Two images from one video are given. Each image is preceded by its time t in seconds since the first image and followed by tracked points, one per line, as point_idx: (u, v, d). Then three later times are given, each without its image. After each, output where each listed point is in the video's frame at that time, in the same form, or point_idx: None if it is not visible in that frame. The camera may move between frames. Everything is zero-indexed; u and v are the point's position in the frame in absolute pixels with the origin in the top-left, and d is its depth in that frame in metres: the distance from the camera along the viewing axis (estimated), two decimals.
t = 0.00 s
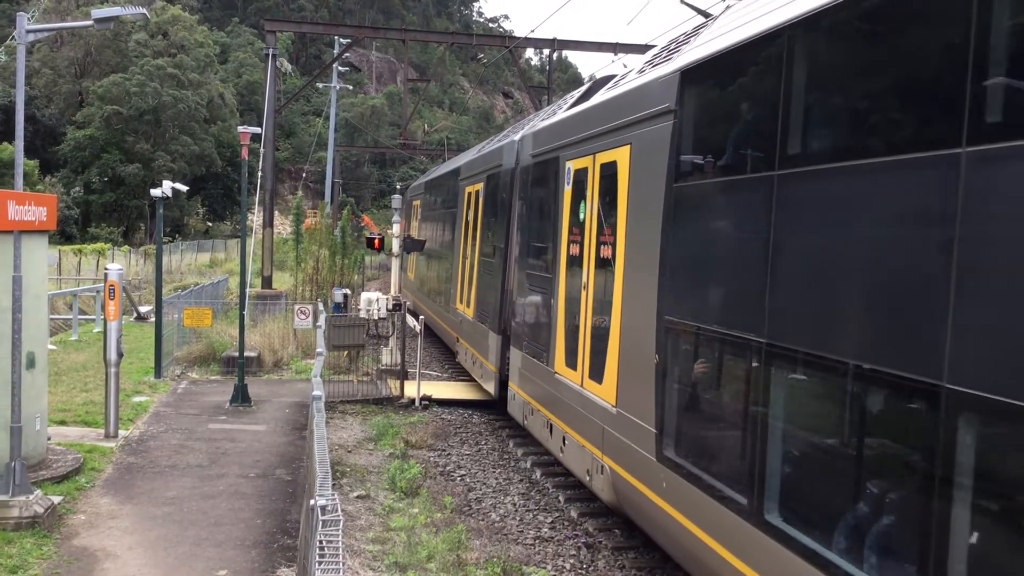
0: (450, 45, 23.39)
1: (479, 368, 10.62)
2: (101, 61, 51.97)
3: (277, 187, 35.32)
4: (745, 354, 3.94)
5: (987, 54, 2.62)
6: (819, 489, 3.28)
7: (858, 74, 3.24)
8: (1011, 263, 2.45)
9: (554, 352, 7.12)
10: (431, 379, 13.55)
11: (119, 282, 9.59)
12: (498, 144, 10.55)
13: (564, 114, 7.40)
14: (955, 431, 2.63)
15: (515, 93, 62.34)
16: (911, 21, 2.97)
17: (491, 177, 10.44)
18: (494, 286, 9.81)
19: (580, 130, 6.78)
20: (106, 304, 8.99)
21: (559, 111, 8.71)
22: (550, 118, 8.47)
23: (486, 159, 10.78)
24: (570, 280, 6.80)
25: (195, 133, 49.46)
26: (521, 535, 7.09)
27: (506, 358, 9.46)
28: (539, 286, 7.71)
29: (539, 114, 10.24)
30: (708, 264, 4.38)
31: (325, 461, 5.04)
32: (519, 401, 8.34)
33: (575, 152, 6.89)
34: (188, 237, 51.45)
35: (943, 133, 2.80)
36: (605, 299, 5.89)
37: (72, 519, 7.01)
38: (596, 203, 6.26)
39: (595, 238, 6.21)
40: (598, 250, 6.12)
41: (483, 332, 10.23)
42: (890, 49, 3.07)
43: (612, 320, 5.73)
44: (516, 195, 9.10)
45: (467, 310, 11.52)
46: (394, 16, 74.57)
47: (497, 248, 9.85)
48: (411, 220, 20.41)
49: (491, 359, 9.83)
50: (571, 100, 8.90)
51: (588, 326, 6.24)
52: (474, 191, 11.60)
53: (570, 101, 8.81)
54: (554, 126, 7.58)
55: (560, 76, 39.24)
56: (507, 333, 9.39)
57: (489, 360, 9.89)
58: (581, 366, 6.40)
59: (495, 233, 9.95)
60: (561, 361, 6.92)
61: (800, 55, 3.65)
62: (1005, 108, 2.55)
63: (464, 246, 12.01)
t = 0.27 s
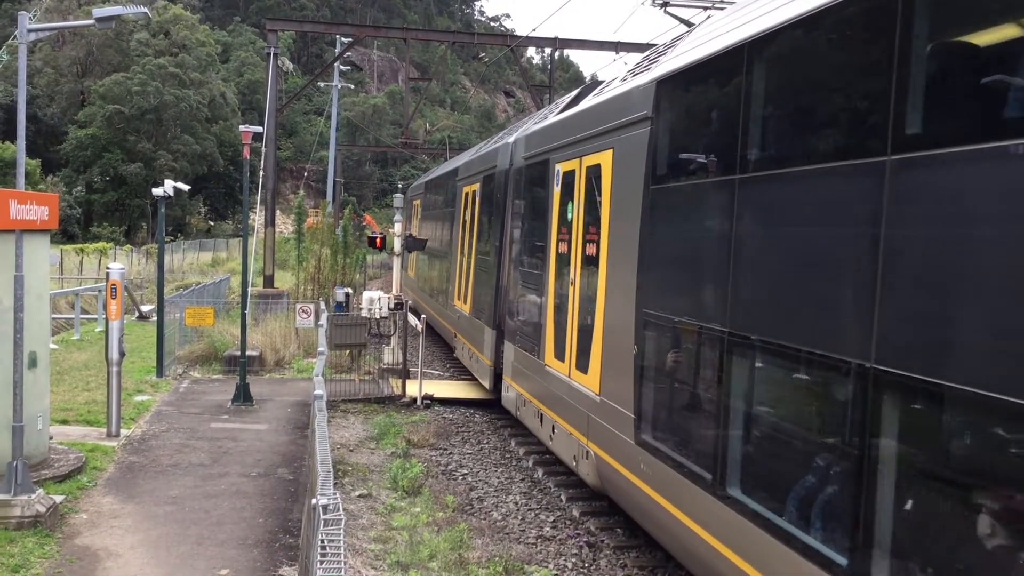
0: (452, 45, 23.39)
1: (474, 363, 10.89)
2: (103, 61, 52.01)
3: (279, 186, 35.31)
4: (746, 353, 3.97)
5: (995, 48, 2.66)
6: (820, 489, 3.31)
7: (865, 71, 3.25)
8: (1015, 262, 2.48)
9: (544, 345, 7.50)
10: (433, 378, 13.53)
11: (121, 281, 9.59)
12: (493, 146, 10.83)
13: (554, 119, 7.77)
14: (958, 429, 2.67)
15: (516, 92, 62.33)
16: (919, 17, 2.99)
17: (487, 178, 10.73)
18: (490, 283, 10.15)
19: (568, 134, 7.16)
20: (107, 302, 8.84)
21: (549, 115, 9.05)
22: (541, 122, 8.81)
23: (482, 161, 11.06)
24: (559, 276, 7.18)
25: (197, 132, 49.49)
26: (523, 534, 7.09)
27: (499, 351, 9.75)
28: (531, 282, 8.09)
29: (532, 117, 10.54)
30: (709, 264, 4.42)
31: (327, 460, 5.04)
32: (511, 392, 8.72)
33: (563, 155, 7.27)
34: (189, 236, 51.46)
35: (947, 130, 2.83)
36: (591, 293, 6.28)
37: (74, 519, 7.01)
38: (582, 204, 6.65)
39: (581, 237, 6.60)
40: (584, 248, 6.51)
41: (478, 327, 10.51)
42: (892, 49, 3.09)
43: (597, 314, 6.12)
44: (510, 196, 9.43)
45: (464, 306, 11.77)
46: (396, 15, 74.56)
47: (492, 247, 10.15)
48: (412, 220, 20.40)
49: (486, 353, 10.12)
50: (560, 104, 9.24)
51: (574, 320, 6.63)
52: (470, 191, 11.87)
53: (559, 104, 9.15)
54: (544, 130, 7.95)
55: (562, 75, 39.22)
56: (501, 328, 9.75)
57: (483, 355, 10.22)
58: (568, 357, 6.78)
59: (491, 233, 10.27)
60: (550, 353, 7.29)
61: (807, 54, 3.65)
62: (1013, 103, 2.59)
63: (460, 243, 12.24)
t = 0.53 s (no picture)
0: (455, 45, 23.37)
1: (473, 359, 11.05)
2: (106, 61, 52.08)
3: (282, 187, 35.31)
4: (750, 353, 3.99)
5: (999, 48, 2.68)
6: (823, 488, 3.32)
7: (871, 72, 3.27)
8: (1015, 263, 2.50)
9: (536, 339, 7.89)
10: (436, 378, 13.52)
11: (124, 281, 9.60)
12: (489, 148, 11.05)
13: (545, 124, 8.11)
14: (960, 429, 2.69)
15: (519, 92, 62.29)
16: (925, 18, 3.00)
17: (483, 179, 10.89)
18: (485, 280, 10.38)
19: (559, 139, 7.52)
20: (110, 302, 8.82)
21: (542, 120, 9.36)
22: (534, 127, 9.11)
23: (478, 162, 11.26)
24: (550, 274, 7.56)
25: (200, 132, 49.54)
26: (526, 534, 7.09)
27: (496, 346, 9.93)
28: (524, 280, 8.46)
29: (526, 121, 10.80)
30: (713, 264, 4.44)
31: (330, 460, 5.04)
32: (506, 385, 9.09)
33: (554, 158, 7.63)
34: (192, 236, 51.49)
35: (950, 131, 2.84)
36: (579, 289, 6.67)
37: (77, 519, 7.02)
38: (571, 205, 7.03)
39: (570, 236, 6.99)
40: (573, 247, 6.89)
41: (476, 323, 10.71)
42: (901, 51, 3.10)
43: (585, 308, 6.52)
44: (504, 198, 9.69)
45: (462, 304, 11.89)
46: (398, 15, 74.57)
47: (487, 247, 10.35)
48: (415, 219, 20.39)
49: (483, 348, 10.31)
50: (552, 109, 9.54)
51: (563, 315, 7.02)
52: (467, 192, 12.02)
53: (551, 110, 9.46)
54: (536, 135, 8.29)
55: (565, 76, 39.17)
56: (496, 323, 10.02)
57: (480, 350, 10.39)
58: (557, 350, 7.19)
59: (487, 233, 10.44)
60: (542, 347, 7.69)
61: (812, 54, 3.67)
62: (1014, 102, 2.61)
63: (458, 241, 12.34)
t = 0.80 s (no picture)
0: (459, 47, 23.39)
1: (472, 356, 11.10)
2: (111, 63, 52.22)
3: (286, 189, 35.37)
4: (754, 355, 3.98)
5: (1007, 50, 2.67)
6: (831, 491, 3.32)
7: (878, 72, 3.27)
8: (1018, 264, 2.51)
9: (528, 335, 8.24)
10: (440, 380, 13.52)
11: (128, 283, 9.60)
12: (486, 153, 11.14)
13: (538, 131, 8.38)
14: (966, 431, 2.69)
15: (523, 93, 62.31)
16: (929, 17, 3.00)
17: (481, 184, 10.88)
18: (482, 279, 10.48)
19: (550, 144, 7.83)
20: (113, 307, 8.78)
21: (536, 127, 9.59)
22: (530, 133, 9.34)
23: (476, 166, 11.36)
24: (541, 273, 7.89)
25: (205, 134, 49.64)
26: (530, 536, 7.07)
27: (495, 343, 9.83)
28: (518, 280, 8.76)
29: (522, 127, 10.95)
30: (717, 265, 4.43)
31: (333, 462, 5.04)
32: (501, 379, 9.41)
33: (546, 163, 7.95)
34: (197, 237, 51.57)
35: (956, 132, 2.85)
36: (568, 287, 7.02)
37: (81, 520, 7.02)
38: (561, 207, 7.37)
39: (560, 236, 7.33)
40: (563, 247, 7.23)
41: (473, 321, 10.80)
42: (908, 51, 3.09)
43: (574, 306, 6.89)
44: (501, 203, 9.84)
45: (462, 302, 11.91)
46: (402, 17, 74.65)
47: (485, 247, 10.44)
48: (419, 221, 20.40)
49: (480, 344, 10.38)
50: (546, 116, 9.75)
51: (553, 311, 7.37)
52: (467, 194, 12.06)
53: (546, 117, 9.69)
54: (530, 141, 8.56)
55: (569, 77, 39.19)
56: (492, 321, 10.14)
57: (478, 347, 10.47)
58: (548, 345, 7.53)
59: (485, 235, 10.53)
60: (534, 342, 8.02)
61: (819, 54, 3.66)
62: (1016, 102, 2.61)
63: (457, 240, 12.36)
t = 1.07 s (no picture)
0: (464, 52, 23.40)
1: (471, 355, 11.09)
2: (117, 68, 52.39)
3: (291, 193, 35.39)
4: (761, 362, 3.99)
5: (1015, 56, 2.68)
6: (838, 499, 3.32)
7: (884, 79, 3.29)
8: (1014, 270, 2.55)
9: (522, 335, 8.51)
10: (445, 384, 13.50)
11: (132, 288, 9.62)
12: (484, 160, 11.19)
13: (532, 139, 8.57)
14: (972, 437, 2.71)
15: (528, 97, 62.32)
16: (938, 24, 3.01)
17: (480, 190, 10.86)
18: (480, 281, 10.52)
19: (543, 152, 8.07)
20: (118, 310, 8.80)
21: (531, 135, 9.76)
22: (525, 141, 9.49)
23: (475, 173, 11.39)
24: (534, 276, 8.15)
25: (210, 138, 49.74)
26: (534, 541, 7.05)
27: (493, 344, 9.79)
28: (512, 282, 9.00)
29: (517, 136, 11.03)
30: (720, 269, 4.45)
31: (337, 466, 5.02)
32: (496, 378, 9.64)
33: (538, 170, 8.19)
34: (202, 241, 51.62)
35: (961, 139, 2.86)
36: (559, 289, 7.32)
37: (86, 523, 7.02)
38: (552, 212, 7.66)
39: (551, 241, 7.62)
40: (554, 251, 7.52)
41: (473, 321, 10.82)
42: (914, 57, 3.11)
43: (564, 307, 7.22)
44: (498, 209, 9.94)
45: (462, 303, 11.91)
46: (408, 22, 74.76)
47: (484, 252, 10.44)
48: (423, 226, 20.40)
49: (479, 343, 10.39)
50: (540, 126, 9.88)
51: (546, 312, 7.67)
52: (467, 201, 12.08)
53: (539, 126, 9.83)
54: (523, 150, 8.76)
55: (575, 82, 39.17)
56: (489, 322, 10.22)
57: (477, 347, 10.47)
58: (542, 345, 7.81)
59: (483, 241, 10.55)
60: (528, 342, 8.29)
61: (826, 60, 3.68)
62: (1023, 110, 2.63)
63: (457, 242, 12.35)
